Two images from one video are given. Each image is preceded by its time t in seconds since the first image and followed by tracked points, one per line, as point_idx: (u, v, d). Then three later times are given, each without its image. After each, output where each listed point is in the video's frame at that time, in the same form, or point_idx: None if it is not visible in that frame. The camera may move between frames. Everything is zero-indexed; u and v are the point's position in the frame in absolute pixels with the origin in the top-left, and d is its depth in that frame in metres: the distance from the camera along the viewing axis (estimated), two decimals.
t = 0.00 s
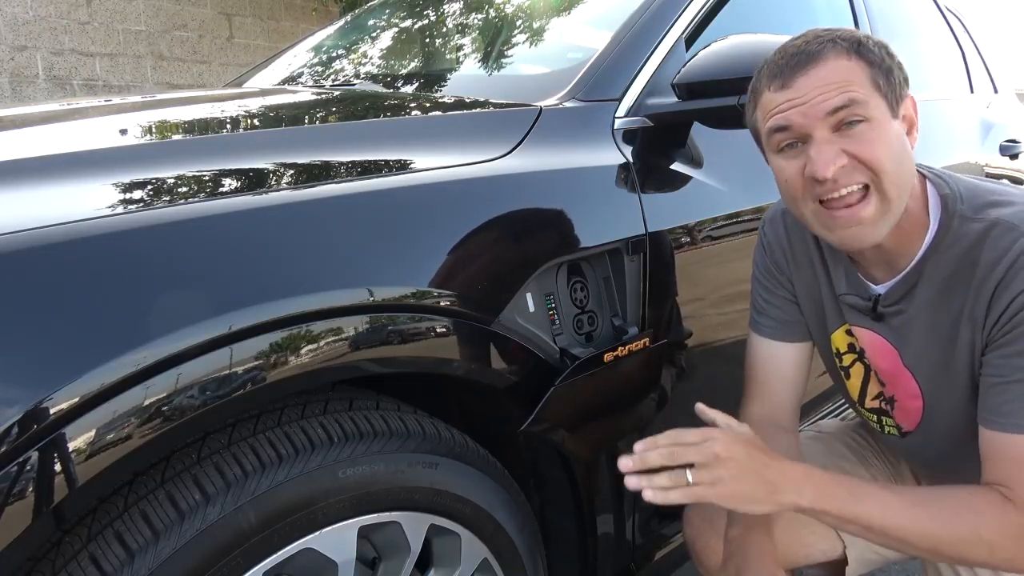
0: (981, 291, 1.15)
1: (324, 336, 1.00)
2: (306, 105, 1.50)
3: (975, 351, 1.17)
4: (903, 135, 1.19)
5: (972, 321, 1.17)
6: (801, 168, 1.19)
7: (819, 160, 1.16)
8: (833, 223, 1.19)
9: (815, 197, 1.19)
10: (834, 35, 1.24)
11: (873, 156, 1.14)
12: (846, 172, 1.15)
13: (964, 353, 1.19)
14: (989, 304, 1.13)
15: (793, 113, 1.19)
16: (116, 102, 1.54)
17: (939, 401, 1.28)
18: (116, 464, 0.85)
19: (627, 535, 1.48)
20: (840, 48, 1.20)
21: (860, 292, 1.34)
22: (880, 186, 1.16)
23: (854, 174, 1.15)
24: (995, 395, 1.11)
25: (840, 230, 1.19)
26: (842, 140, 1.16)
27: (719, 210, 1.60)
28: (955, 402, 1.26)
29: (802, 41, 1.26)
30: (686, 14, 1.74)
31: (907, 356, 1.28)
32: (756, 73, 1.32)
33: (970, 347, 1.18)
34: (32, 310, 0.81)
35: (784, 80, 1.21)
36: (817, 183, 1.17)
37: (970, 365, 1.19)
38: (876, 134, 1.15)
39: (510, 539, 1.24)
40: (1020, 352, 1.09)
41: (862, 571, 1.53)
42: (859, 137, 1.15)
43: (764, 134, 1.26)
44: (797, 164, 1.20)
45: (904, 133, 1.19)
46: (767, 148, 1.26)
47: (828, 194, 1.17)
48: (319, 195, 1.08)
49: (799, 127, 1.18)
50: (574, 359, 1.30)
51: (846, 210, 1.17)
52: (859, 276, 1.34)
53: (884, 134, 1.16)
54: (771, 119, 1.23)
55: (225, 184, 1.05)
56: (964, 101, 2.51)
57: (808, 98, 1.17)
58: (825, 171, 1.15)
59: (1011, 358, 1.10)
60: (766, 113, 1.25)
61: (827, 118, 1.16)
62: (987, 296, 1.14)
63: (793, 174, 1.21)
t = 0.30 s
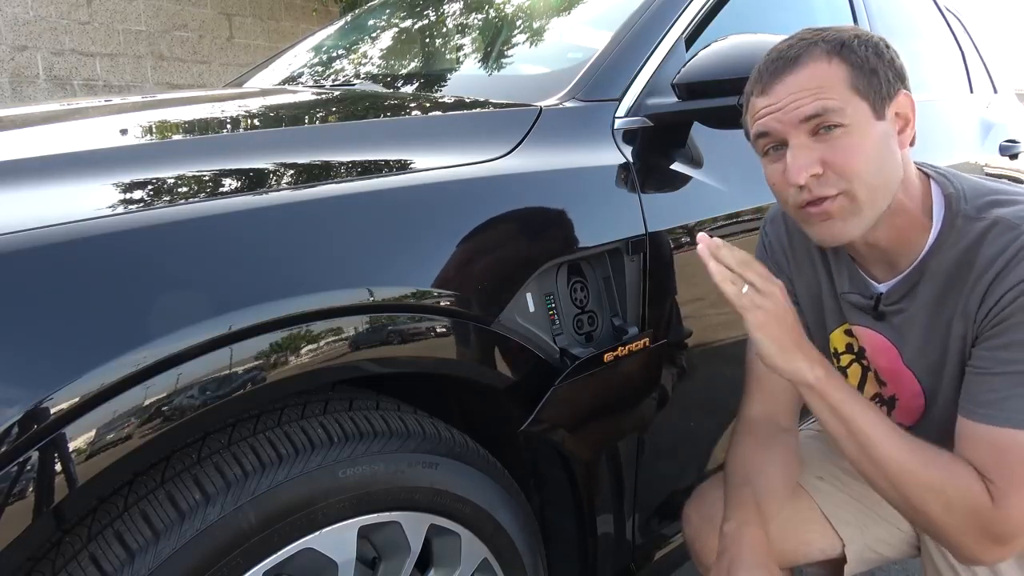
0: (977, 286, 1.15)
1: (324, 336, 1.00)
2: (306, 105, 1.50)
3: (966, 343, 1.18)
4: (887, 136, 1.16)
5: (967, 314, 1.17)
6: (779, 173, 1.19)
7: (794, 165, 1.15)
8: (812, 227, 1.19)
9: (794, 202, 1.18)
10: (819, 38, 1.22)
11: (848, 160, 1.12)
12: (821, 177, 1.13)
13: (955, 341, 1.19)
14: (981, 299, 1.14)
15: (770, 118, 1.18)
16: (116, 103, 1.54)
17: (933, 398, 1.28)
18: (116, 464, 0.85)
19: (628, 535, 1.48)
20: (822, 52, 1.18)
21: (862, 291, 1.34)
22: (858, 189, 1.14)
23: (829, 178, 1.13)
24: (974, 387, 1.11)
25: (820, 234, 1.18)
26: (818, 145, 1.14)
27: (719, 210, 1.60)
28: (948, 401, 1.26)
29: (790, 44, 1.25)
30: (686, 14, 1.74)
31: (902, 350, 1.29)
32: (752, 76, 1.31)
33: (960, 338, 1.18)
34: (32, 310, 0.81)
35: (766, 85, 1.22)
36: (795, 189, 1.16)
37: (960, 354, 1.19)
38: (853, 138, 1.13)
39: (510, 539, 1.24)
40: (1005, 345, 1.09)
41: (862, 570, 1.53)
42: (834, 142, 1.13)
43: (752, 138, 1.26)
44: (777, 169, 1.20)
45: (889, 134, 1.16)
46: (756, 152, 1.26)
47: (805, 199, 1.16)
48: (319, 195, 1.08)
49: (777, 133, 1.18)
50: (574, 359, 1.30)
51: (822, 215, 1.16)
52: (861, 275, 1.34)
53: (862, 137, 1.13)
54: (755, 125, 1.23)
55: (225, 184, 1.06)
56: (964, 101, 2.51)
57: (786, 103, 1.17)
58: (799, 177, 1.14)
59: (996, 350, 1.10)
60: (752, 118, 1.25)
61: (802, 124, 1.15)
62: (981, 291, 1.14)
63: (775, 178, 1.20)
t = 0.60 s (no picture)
0: (973, 293, 1.14)
1: (325, 336, 1.00)
2: (306, 105, 1.50)
3: (964, 351, 1.18)
4: (879, 144, 1.15)
5: (963, 322, 1.17)
6: (769, 179, 1.19)
7: (785, 172, 1.15)
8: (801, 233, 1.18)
9: (785, 208, 1.18)
10: (812, 44, 1.21)
11: (839, 167, 1.12)
12: (811, 183, 1.13)
13: (953, 350, 1.19)
14: (979, 306, 1.13)
15: (762, 125, 1.18)
16: (116, 103, 1.54)
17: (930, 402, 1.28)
18: (116, 464, 0.85)
19: (627, 535, 1.48)
20: (814, 58, 1.17)
21: (857, 294, 1.34)
22: (848, 197, 1.13)
23: (819, 185, 1.13)
24: (974, 393, 1.11)
25: (810, 240, 1.18)
26: (808, 152, 1.14)
27: (719, 210, 1.60)
28: (944, 401, 1.25)
29: (783, 50, 1.24)
30: (686, 14, 1.74)
31: (897, 355, 1.29)
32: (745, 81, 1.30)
33: (959, 345, 1.19)
34: (31, 310, 0.81)
35: (758, 91, 1.21)
36: (785, 195, 1.16)
37: (958, 361, 1.20)
38: (844, 146, 1.12)
39: (510, 540, 1.24)
40: (1003, 353, 1.09)
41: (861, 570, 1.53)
42: (824, 149, 1.12)
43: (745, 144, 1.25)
44: (767, 175, 1.19)
45: (882, 142, 1.15)
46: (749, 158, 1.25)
47: (795, 206, 1.16)
48: (319, 195, 1.08)
49: (768, 140, 1.17)
50: (574, 359, 1.30)
51: (813, 221, 1.15)
52: (856, 278, 1.34)
53: (854, 146, 1.12)
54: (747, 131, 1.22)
55: (225, 184, 1.06)
56: (964, 101, 2.51)
57: (777, 110, 1.16)
58: (789, 183, 1.14)
59: (994, 358, 1.10)
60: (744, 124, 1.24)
61: (794, 131, 1.15)
62: (977, 298, 1.14)
63: (766, 185, 1.20)
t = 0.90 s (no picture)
0: (971, 297, 1.15)
1: (324, 336, 1.00)
2: (306, 105, 1.50)
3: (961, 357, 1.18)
4: (887, 150, 1.15)
5: (961, 326, 1.17)
6: (779, 182, 1.17)
7: (797, 178, 1.13)
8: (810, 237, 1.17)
9: (794, 212, 1.17)
10: (824, 45, 1.19)
11: (852, 173, 1.11)
12: (824, 188, 1.12)
13: (951, 353, 1.19)
14: (977, 310, 1.14)
15: (773, 128, 1.16)
16: (116, 103, 1.54)
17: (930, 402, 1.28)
18: (116, 464, 0.85)
19: (627, 535, 1.48)
20: (826, 61, 1.15)
21: (856, 295, 1.33)
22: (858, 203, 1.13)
23: (831, 190, 1.12)
24: (973, 399, 1.11)
25: (818, 244, 1.17)
26: (820, 157, 1.12)
27: (719, 210, 1.60)
28: (941, 404, 1.26)
29: (792, 51, 1.22)
30: (686, 14, 1.74)
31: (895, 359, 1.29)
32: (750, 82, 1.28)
33: (956, 350, 1.19)
34: (31, 309, 0.81)
35: (767, 92, 1.18)
36: (797, 200, 1.15)
37: (956, 366, 1.20)
38: (857, 152, 1.11)
39: (510, 539, 1.24)
40: (1002, 358, 1.09)
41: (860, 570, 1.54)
42: (838, 155, 1.11)
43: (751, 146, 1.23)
44: (777, 178, 1.17)
45: (890, 148, 1.15)
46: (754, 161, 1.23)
47: (806, 211, 1.15)
48: (319, 195, 1.08)
49: (779, 143, 1.15)
50: (574, 359, 1.30)
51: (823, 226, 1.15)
52: (854, 280, 1.33)
53: (865, 152, 1.12)
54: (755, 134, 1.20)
55: (225, 184, 1.05)
56: (964, 101, 2.51)
57: (789, 114, 1.14)
58: (802, 188, 1.12)
59: (993, 363, 1.10)
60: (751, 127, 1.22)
61: (807, 136, 1.13)
62: (975, 303, 1.14)
63: (775, 190, 1.18)
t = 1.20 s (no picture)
0: (988, 299, 1.13)
1: (324, 336, 0.99)
2: (306, 105, 1.50)
3: (983, 363, 1.17)
4: (872, 168, 1.14)
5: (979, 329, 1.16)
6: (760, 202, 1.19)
7: (773, 201, 1.15)
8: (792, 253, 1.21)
9: (776, 230, 1.20)
10: (809, 63, 1.17)
11: (828, 198, 1.12)
12: (799, 211, 1.14)
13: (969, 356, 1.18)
14: (995, 314, 1.12)
15: (753, 151, 1.17)
16: (116, 103, 1.54)
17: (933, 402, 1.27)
18: (116, 464, 0.85)
19: (627, 535, 1.48)
20: (810, 81, 1.14)
21: (861, 296, 1.34)
22: (838, 224, 1.15)
23: (807, 212, 1.14)
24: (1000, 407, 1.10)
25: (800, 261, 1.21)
26: (797, 180, 1.13)
27: (719, 210, 1.60)
28: (958, 405, 1.25)
29: (781, 66, 1.20)
30: (686, 14, 1.74)
31: (905, 361, 1.29)
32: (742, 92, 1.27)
33: (974, 354, 1.17)
34: (32, 310, 0.81)
35: (752, 112, 1.19)
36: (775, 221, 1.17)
37: (974, 371, 1.19)
38: (834, 177, 1.11)
39: (510, 539, 1.24)
40: None
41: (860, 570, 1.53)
42: (814, 180, 1.12)
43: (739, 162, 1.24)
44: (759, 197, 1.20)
45: (874, 166, 1.14)
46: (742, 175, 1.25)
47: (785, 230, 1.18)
48: (319, 195, 1.08)
49: (759, 166, 1.17)
50: (574, 359, 1.30)
51: (804, 244, 1.18)
52: (859, 281, 1.34)
53: (844, 175, 1.12)
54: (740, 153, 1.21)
55: (225, 184, 1.05)
56: (964, 101, 2.51)
57: (769, 138, 1.15)
58: (776, 212, 1.15)
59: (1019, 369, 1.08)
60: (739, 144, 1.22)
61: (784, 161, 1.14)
62: (992, 305, 1.12)
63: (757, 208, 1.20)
